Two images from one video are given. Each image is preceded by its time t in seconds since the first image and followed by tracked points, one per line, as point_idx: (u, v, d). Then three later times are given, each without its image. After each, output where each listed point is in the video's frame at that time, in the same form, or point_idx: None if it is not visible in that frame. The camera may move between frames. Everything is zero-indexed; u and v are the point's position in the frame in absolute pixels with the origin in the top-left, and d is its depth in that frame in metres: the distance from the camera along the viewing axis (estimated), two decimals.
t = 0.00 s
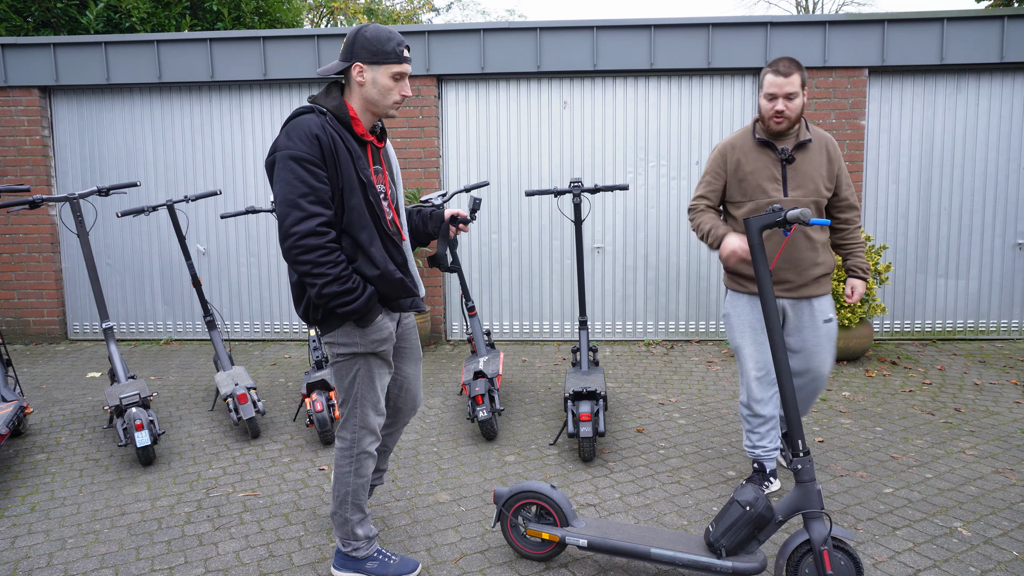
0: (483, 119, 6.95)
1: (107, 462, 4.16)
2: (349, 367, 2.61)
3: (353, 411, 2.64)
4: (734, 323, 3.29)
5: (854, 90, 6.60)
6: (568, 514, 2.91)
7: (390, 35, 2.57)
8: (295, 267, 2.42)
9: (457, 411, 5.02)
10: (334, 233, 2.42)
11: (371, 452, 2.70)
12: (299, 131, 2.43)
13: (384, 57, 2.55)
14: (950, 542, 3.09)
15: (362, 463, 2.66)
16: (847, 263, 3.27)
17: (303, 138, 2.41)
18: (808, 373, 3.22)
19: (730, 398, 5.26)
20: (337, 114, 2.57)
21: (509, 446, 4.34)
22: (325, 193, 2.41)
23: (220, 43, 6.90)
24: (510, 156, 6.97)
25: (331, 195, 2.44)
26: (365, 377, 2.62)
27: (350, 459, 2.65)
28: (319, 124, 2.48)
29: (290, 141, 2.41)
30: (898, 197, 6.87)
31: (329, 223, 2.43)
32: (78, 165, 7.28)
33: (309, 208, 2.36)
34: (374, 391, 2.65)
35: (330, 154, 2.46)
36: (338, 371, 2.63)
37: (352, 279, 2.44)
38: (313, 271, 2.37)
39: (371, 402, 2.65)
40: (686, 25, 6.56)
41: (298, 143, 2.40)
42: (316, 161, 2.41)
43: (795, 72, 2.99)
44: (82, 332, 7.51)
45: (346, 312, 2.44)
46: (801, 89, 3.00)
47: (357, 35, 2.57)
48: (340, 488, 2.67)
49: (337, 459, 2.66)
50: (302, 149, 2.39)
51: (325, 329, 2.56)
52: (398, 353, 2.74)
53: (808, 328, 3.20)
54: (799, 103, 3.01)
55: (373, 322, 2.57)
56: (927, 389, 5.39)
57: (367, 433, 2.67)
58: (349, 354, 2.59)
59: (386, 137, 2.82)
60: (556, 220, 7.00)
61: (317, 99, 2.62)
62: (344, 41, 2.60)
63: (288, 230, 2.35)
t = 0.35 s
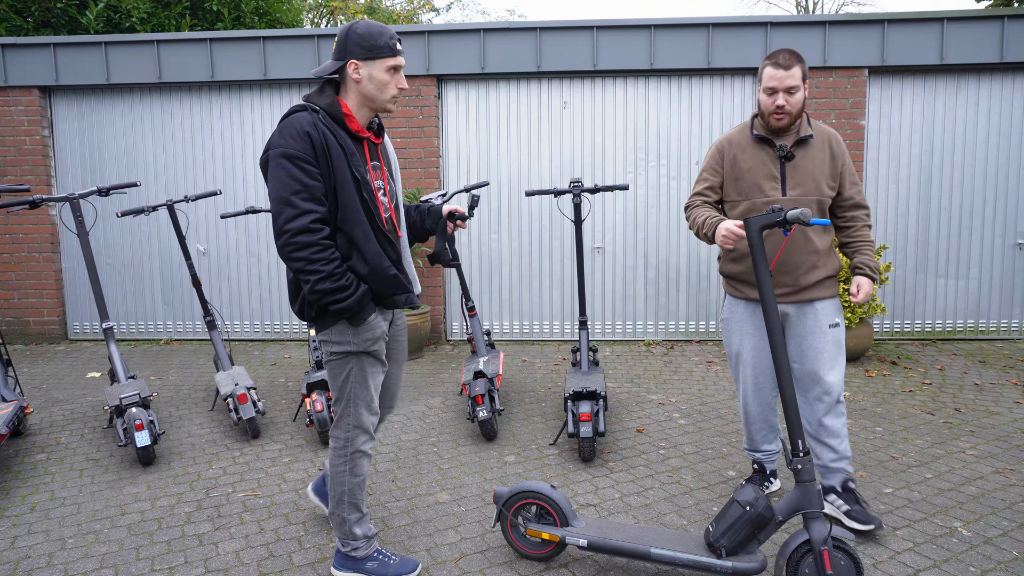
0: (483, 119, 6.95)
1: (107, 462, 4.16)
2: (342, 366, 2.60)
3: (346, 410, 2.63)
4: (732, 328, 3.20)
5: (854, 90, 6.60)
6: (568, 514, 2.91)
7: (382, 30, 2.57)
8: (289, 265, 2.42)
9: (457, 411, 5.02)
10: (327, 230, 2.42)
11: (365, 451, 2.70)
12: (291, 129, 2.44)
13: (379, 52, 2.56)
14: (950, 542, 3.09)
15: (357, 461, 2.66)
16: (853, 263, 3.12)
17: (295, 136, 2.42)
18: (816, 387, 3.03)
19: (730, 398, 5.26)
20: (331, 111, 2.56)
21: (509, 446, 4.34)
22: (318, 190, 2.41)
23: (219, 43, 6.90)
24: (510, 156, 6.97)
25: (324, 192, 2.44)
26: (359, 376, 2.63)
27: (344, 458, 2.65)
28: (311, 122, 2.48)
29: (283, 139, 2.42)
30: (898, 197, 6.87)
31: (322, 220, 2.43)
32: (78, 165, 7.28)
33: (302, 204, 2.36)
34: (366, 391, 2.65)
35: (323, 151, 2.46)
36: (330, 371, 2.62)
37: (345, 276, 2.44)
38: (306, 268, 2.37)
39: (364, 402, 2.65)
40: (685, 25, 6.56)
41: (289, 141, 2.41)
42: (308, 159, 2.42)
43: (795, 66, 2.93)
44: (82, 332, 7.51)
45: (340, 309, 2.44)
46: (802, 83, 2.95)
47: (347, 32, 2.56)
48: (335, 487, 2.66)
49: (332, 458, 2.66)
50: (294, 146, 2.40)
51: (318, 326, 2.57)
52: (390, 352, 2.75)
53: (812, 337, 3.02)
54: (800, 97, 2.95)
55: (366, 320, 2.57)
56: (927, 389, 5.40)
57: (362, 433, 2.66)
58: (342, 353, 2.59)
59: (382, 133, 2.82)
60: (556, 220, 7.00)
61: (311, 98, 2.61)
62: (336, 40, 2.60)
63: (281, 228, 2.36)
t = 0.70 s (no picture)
0: (483, 119, 6.95)
1: (107, 462, 4.16)
2: (340, 370, 2.59)
3: (344, 414, 2.63)
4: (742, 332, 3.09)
5: (854, 90, 6.61)
6: (568, 514, 2.91)
7: (370, 20, 2.58)
8: (300, 265, 2.41)
9: (457, 411, 5.02)
10: (341, 231, 2.42)
11: (361, 452, 2.71)
12: (302, 127, 2.43)
13: (369, 42, 2.57)
14: (950, 542, 3.09)
15: (353, 464, 2.67)
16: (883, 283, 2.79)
17: (307, 135, 2.41)
18: (819, 407, 2.85)
19: (730, 398, 5.26)
20: (336, 108, 2.57)
21: (509, 446, 4.34)
22: (331, 190, 2.41)
23: (219, 43, 6.90)
24: (510, 157, 6.97)
25: (337, 192, 2.44)
26: (358, 381, 2.61)
27: (341, 461, 2.65)
28: (321, 120, 2.48)
29: (295, 138, 2.40)
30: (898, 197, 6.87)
31: (335, 221, 2.43)
32: (78, 165, 7.28)
33: (317, 204, 2.36)
34: (363, 395, 2.64)
35: (334, 150, 2.46)
36: (327, 374, 2.60)
37: (357, 278, 2.45)
38: (320, 269, 2.37)
39: (361, 405, 2.64)
40: (685, 25, 6.56)
41: (301, 140, 2.40)
42: (321, 158, 2.42)
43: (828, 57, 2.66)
44: (82, 332, 7.51)
45: (352, 312, 2.44)
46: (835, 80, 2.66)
47: (337, 28, 2.57)
48: (331, 490, 2.67)
49: (329, 460, 2.65)
50: (306, 145, 2.40)
51: (320, 326, 2.56)
52: (388, 354, 2.75)
53: (822, 349, 2.85)
54: (830, 94, 2.67)
55: (374, 323, 2.58)
56: (927, 389, 5.40)
57: (358, 436, 2.67)
58: (341, 357, 2.57)
59: (379, 128, 2.82)
60: (556, 220, 7.00)
61: (313, 95, 2.61)
62: (325, 38, 2.61)
63: (295, 228, 2.35)
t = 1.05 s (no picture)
0: (483, 119, 6.95)
1: (107, 462, 4.16)
2: (334, 368, 2.58)
3: (339, 412, 2.63)
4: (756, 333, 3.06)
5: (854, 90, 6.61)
6: (567, 514, 2.91)
7: (351, 22, 2.58)
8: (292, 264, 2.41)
9: (457, 411, 5.02)
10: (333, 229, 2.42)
11: (359, 450, 2.70)
12: (292, 127, 2.42)
13: (352, 43, 2.57)
14: (950, 542, 3.09)
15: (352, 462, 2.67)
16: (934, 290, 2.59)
17: (298, 134, 2.41)
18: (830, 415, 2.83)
19: (730, 398, 5.26)
20: (324, 109, 2.57)
21: (509, 446, 4.34)
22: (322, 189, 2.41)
23: (219, 43, 6.90)
24: (509, 157, 6.97)
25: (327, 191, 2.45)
26: (353, 378, 2.61)
27: (339, 460, 2.65)
28: (310, 120, 2.48)
29: (286, 137, 2.40)
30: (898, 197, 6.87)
31: (326, 219, 2.43)
32: (78, 165, 7.28)
33: (309, 202, 2.36)
34: (358, 392, 2.64)
35: (324, 149, 2.46)
36: (322, 374, 2.60)
37: (350, 275, 2.45)
38: (313, 267, 2.37)
39: (357, 402, 2.64)
40: (685, 25, 6.56)
41: (292, 139, 2.40)
42: (312, 157, 2.42)
43: (858, 47, 2.61)
44: (82, 332, 7.52)
45: (344, 309, 2.44)
46: (865, 67, 2.60)
47: (318, 31, 2.57)
48: (331, 489, 2.67)
49: (327, 459, 2.65)
50: (297, 144, 2.39)
51: (313, 325, 2.56)
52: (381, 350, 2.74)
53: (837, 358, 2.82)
54: (859, 83, 2.61)
55: (366, 320, 2.58)
56: (927, 390, 5.40)
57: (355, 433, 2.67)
58: (334, 355, 2.57)
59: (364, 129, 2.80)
60: (556, 220, 7.00)
61: (301, 95, 2.60)
62: (308, 43, 2.61)
63: (287, 226, 2.35)
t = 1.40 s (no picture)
0: (483, 119, 6.95)
1: (107, 462, 4.16)
2: (305, 366, 2.59)
3: (317, 409, 2.64)
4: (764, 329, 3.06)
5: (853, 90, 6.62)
6: (567, 514, 2.91)
7: (339, 30, 2.61)
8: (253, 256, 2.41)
9: (457, 412, 5.02)
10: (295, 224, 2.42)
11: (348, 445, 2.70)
12: (264, 123, 2.43)
13: (339, 49, 2.59)
14: (950, 542, 3.09)
15: (340, 457, 2.66)
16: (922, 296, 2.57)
17: (269, 130, 2.41)
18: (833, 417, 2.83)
19: (729, 398, 5.26)
20: (300, 110, 2.56)
21: (509, 446, 4.34)
22: (288, 185, 2.41)
23: (219, 43, 6.90)
24: (509, 157, 6.97)
25: (294, 187, 2.44)
26: (325, 373, 2.61)
27: (326, 458, 2.65)
28: (284, 118, 2.48)
29: (256, 132, 2.41)
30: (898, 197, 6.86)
31: (290, 214, 2.43)
32: (78, 165, 7.28)
33: (273, 197, 2.36)
34: (334, 386, 2.64)
35: (294, 146, 2.47)
36: (296, 374, 2.61)
37: (310, 270, 2.44)
38: (272, 260, 2.37)
39: (335, 397, 2.64)
40: (685, 25, 6.56)
41: (263, 135, 2.40)
42: (281, 153, 2.42)
43: (864, 43, 2.63)
44: (82, 332, 7.52)
45: (302, 303, 2.44)
46: (871, 63, 2.61)
47: (306, 37, 2.59)
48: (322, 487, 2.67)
49: (315, 457, 2.66)
50: (268, 140, 2.40)
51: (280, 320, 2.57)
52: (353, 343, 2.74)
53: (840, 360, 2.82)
54: (865, 79, 2.63)
55: (328, 316, 2.57)
56: (927, 390, 5.40)
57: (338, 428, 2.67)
58: (306, 353, 2.58)
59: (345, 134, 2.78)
60: (556, 220, 7.00)
61: (279, 96, 2.60)
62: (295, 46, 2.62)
63: (250, 218, 2.35)
